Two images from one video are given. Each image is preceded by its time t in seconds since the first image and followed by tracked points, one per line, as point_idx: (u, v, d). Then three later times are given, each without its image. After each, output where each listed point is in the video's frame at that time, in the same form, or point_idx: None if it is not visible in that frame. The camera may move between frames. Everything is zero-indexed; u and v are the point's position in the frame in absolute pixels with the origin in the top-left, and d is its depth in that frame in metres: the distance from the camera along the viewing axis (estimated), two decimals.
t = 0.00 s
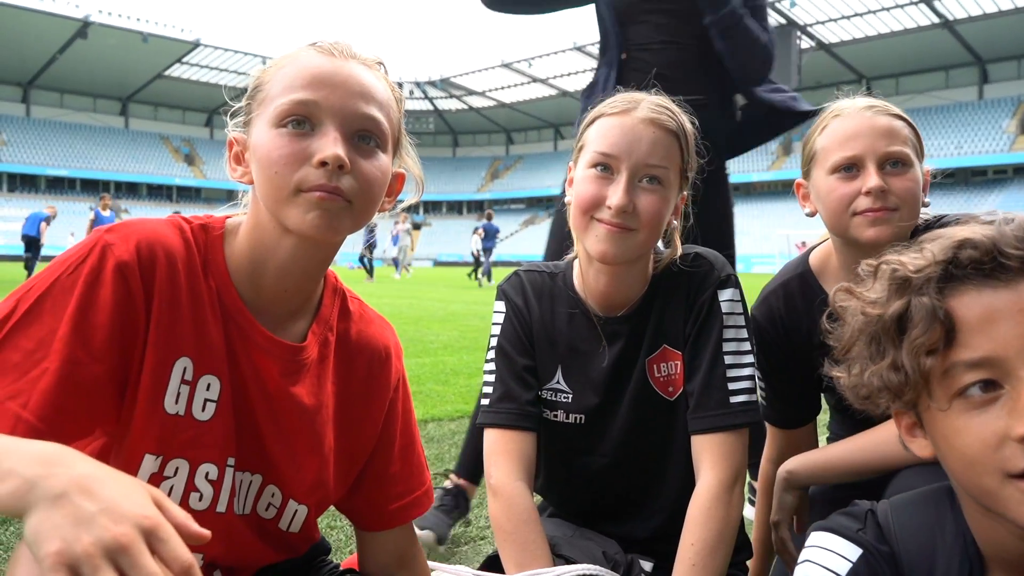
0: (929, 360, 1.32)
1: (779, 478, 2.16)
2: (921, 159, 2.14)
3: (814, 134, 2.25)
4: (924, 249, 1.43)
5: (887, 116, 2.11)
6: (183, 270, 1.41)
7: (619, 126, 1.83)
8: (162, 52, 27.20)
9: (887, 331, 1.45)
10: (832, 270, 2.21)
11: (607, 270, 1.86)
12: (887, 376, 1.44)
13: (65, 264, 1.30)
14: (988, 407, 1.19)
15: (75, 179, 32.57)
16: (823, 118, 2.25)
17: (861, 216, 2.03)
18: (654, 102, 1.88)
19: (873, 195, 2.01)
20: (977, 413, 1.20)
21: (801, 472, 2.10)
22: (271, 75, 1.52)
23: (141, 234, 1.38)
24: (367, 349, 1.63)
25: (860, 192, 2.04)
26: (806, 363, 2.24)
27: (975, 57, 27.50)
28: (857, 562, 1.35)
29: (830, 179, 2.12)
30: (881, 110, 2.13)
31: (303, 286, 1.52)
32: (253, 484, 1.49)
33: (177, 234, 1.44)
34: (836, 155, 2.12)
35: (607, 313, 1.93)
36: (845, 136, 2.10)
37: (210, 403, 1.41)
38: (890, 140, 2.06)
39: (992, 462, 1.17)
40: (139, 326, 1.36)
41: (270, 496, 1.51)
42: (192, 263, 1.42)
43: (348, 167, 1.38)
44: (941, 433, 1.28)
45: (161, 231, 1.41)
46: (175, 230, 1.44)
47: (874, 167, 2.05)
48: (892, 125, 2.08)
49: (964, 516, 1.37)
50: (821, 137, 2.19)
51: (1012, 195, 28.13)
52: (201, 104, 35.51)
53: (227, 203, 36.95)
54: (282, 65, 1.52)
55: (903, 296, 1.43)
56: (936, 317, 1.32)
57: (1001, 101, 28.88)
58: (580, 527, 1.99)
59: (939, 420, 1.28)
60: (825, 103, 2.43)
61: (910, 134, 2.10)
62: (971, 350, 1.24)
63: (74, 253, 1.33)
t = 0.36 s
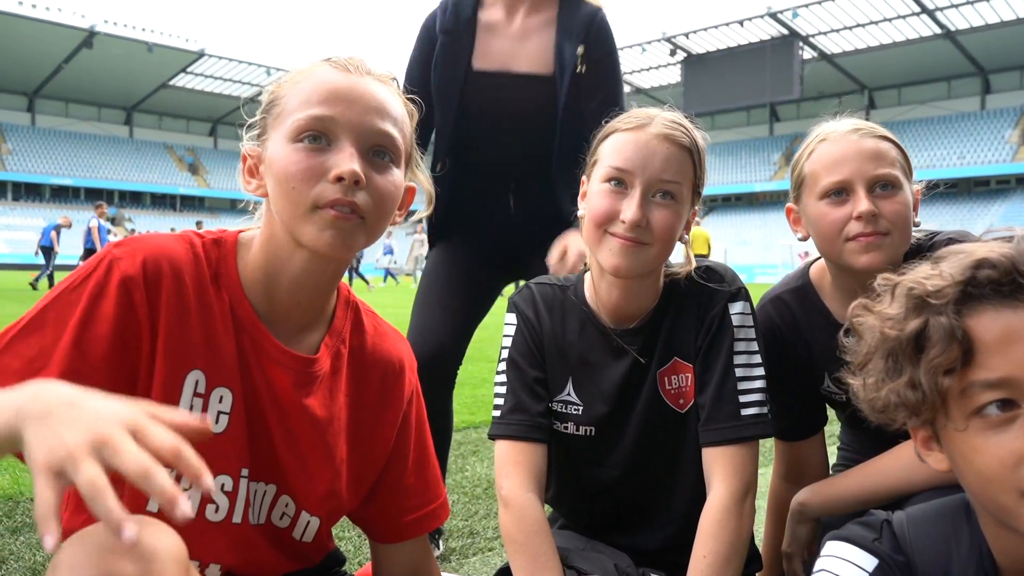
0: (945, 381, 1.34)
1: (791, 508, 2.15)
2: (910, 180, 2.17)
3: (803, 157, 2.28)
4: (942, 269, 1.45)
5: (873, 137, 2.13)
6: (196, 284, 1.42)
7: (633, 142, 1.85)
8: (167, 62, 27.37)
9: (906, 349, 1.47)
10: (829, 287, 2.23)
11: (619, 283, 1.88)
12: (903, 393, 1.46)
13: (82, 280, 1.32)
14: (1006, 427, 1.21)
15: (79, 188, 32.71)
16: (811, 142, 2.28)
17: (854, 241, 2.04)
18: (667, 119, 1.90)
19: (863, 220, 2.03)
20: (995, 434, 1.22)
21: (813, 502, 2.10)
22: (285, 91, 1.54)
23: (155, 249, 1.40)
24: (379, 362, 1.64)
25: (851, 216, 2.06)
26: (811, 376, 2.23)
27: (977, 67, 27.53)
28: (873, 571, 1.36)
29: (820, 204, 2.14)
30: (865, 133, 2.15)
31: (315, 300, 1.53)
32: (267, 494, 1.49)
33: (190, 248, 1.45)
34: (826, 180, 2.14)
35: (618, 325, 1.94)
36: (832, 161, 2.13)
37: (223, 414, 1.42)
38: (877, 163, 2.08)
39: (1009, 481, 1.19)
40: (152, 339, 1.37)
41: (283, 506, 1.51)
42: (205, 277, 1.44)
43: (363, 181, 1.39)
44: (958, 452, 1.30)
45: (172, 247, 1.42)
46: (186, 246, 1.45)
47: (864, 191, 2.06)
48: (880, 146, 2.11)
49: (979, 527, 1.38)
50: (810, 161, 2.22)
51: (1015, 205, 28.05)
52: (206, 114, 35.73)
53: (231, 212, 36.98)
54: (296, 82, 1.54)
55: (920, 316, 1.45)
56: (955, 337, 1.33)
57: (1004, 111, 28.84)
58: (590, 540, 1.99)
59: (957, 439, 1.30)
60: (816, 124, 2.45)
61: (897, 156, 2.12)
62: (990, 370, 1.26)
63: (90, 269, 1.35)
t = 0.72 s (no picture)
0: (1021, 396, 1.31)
1: (836, 520, 2.11)
2: (946, 186, 2.08)
3: (835, 169, 2.21)
4: (1009, 281, 1.43)
5: (905, 146, 2.04)
6: (257, 289, 1.44)
7: (691, 147, 1.84)
8: (205, 67, 27.95)
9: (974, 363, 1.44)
10: (870, 296, 2.16)
11: (674, 287, 1.88)
12: (974, 407, 1.42)
13: (149, 288, 1.35)
14: None
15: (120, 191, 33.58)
16: (842, 153, 2.21)
17: (893, 253, 1.95)
18: (725, 125, 1.89)
19: (900, 231, 1.95)
20: None
21: (860, 515, 2.05)
22: (346, 98, 1.56)
23: (218, 256, 1.42)
24: (434, 366, 1.66)
25: (887, 229, 1.97)
26: (862, 385, 2.20)
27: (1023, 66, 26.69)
28: None
29: (854, 217, 2.06)
30: (894, 142, 2.07)
31: (373, 303, 1.54)
32: (327, 494, 1.51)
33: (253, 255, 1.48)
34: (857, 195, 2.05)
35: (671, 329, 1.94)
36: (862, 172, 2.06)
37: (284, 417, 1.44)
38: (911, 172, 1.99)
39: None
40: (215, 344, 1.39)
41: (342, 506, 1.53)
42: (266, 280, 1.46)
43: (424, 186, 1.40)
44: None
45: (236, 254, 1.44)
46: (249, 252, 1.47)
47: (898, 204, 1.98)
48: (911, 155, 2.01)
49: None
50: (841, 173, 2.15)
51: None
52: (243, 117, 36.43)
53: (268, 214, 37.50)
54: (355, 89, 1.55)
55: (988, 328, 1.42)
56: None
57: None
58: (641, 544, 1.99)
59: None
60: (852, 132, 2.38)
61: (931, 163, 2.04)
62: None
63: (158, 276, 1.38)
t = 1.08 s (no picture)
0: None
1: (872, 529, 2.09)
2: (990, 194, 2.03)
3: (874, 178, 2.18)
4: None
5: (949, 155, 2.02)
6: (301, 302, 1.47)
7: (734, 157, 1.84)
8: (237, 68, 28.39)
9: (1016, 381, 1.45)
10: (911, 305, 2.13)
11: (714, 298, 1.88)
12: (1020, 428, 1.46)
13: (198, 303, 1.39)
14: None
15: (154, 192, 34.27)
16: (882, 162, 2.18)
17: (932, 263, 1.94)
18: (767, 134, 1.88)
19: (940, 241, 1.93)
20: None
21: (896, 525, 2.03)
22: (392, 113, 1.58)
23: (263, 270, 1.45)
24: (477, 376, 1.68)
25: (926, 238, 1.96)
26: (902, 397, 2.18)
27: None
28: None
29: (893, 226, 2.04)
30: (935, 150, 2.04)
31: (414, 314, 1.57)
32: (370, 501, 1.55)
33: (297, 268, 1.51)
34: (896, 204, 2.04)
35: (712, 339, 1.94)
36: (901, 182, 2.03)
37: (327, 428, 1.48)
38: (951, 182, 1.97)
39: None
40: (261, 358, 1.43)
41: (386, 513, 1.57)
42: (311, 293, 1.50)
43: (471, 202, 1.42)
44: None
45: (278, 268, 1.47)
46: (292, 266, 1.50)
47: (939, 212, 1.96)
48: (954, 164, 1.99)
49: None
50: (880, 183, 2.12)
51: None
52: (274, 119, 37.01)
53: (298, 215, 37.92)
54: (400, 105, 1.57)
55: None
56: None
57: None
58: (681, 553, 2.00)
59: None
60: (893, 139, 2.34)
61: (973, 171, 2.00)
62: None
63: (206, 290, 1.41)
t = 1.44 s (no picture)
0: None
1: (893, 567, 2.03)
2: (1012, 205, 1.98)
3: (891, 188, 2.16)
4: None
5: (967, 166, 1.98)
6: (309, 316, 1.49)
7: (741, 166, 1.84)
8: (255, 73, 28.64)
9: None
10: (933, 317, 2.10)
11: (726, 308, 1.87)
12: None
13: (210, 316, 1.42)
14: None
15: (174, 196, 34.65)
16: (900, 171, 2.16)
17: (941, 278, 1.94)
18: (776, 144, 1.88)
19: (948, 256, 1.92)
20: None
21: (917, 564, 1.97)
22: (405, 125, 1.59)
23: (271, 283, 1.47)
24: (488, 388, 1.69)
25: (935, 251, 1.95)
26: (922, 408, 2.16)
27: None
28: None
29: (907, 237, 2.03)
30: (953, 161, 1.99)
31: (425, 327, 1.57)
32: (380, 516, 1.56)
33: (302, 283, 1.52)
34: (908, 215, 2.03)
35: (725, 351, 1.92)
36: (914, 193, 2.02)
37: (335, 442, 1.49)
38: (964, 196, 1.94)
39: None
40: (269, 372, 1.44)
41: (397, 527, 1.57)
42: (318, 307, 1.51)
43: (480, 221, 1.43)
44: None
45: (285, 283, 1.48)
46: (299, 280, 1.52)
47: (948, 226, 1.95)
48: (971, 176, 1.96)
49: None
50: (897, 192, 2.10)
51: None
52: (291, 122, 37.32)
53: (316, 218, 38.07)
54: (412, 120, 1.58)
55: None
56: None
57: None
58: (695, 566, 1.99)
59: None
60: (916, 147, 2.31)
61: (993, 182, 1.95)
62: None
63: (215, 307, 1.43)
